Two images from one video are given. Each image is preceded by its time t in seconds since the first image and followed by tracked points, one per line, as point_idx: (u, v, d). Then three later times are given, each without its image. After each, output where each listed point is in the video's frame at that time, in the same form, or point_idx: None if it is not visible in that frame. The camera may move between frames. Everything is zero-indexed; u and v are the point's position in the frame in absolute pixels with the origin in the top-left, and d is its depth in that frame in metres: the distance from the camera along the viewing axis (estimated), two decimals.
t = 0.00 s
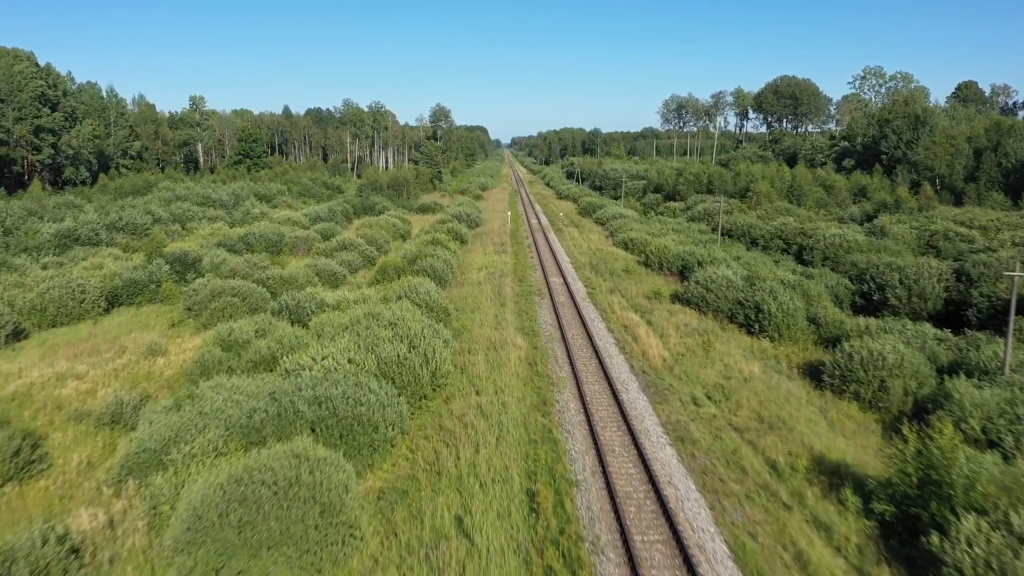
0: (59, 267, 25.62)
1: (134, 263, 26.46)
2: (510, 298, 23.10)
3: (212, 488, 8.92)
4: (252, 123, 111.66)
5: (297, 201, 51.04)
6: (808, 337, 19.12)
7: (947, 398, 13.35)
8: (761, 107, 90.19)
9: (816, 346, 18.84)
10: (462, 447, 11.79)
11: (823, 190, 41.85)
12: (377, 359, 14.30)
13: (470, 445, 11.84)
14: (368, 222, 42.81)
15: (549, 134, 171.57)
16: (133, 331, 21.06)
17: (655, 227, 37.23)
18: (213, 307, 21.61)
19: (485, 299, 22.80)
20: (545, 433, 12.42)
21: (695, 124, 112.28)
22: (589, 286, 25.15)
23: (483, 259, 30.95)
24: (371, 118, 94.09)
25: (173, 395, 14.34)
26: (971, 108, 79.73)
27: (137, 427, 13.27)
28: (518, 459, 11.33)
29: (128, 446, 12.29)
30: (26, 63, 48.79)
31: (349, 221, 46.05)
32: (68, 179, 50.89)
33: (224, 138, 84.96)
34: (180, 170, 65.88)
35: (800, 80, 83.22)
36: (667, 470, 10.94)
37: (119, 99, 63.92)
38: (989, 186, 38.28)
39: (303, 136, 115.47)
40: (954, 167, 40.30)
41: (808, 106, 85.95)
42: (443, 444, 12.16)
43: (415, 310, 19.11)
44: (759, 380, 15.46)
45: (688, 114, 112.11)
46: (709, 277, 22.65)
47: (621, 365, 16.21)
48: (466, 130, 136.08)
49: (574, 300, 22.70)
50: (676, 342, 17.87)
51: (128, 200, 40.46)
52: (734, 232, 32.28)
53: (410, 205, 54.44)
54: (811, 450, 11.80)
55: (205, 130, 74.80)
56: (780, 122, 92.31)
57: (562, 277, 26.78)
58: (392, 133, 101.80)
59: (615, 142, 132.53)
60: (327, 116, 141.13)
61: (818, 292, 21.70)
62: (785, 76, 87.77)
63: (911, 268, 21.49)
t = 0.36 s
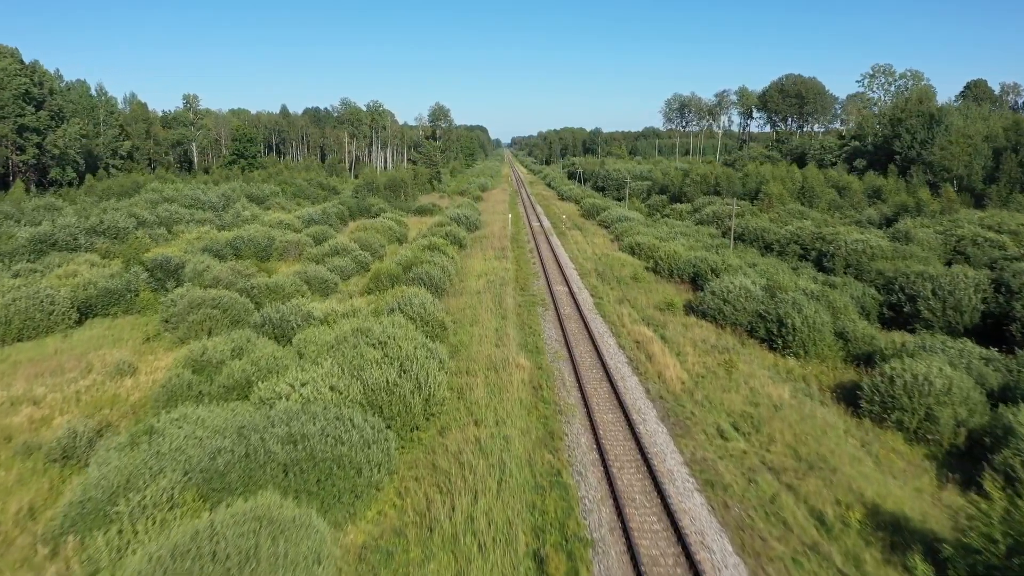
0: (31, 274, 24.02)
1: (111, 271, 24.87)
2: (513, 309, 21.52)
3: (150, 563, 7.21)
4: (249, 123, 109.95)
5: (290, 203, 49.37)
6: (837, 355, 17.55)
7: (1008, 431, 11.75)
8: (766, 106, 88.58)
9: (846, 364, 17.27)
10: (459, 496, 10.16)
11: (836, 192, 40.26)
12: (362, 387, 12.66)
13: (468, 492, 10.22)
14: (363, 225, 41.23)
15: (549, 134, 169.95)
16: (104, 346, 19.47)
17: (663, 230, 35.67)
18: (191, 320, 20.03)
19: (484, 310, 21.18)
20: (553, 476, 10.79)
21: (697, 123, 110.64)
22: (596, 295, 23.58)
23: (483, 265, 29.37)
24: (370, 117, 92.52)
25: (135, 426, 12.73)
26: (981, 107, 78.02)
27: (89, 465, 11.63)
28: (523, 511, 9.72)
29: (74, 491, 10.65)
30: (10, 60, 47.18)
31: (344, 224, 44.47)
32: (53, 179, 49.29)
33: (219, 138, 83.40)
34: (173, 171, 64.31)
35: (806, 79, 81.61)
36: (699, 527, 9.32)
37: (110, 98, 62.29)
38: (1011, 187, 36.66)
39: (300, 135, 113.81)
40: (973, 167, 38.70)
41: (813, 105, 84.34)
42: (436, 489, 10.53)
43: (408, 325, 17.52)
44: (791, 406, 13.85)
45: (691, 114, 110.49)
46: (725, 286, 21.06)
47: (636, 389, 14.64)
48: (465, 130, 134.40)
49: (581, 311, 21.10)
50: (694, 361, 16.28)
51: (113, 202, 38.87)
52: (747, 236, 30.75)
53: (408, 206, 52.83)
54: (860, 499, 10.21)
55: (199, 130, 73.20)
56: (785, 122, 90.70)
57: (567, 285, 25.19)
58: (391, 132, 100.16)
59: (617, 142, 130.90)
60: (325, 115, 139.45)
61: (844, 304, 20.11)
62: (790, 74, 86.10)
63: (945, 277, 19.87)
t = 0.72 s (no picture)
0: None
1: (85, 279, 23.21)
2: (515, 323, 19.91)
3: None
4: (245, 121, 108.18)
5: (283, 204, 47.73)
6: (872, 376, 15.94)
7: None
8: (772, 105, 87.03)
9: (882, 387, 15.67)
10: (454, 563, 8.52)
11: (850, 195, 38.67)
12: (345, 422, 11.03)
13: (464, 557, 8.62)
14: (359, 228, 39.64)
15: (550, 133, 168.41)
16: (69, 363, 17.81)
17: (671, 234, 34.10)
18: (166, 335, 18.40)
19: (483, 324, 19.58)
20: (565, 535, 9.15)
21: (701, 123, 109.10)
22: (604, 306, 21.96)
23: (483, 272, 27.76)
24: (368, 117, 90.98)
25: (83, 468, 11.03)
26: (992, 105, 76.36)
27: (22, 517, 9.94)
28: None
29: None
30: None
31: (339, 226, 42.87)
32: (38, 180, 47.53)
33: (214, 138, 81.74)
34: (164, 171, 62.58)
35: (813, 77, 80.06)
36: None
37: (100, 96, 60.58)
38: None
39: (298, 135, 112.11)
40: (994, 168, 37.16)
41: (820, 104, 82.80)
42: (427, 550, 8.92)
43: (400, 344, 15.91)
44: (830, 440, 12.23)
45: (694, 113, 108.97)
46: (745, 296, 19.50)
47: (653, 418, 13.05)
48: (465, 130, 132.75)
49: (588, 325, 19.48)
50: (716, 384, 14.68)
51: (97, 204, 37.16)
52: (762, 242, 29.23)
53: (405, 208, 51.19)
54: (929, 565, 8.62)
55: (193, 129, 71.47)
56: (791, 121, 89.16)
57: (572, 295, 23.56)
58: (389, 132, 98.49)
59: (618, 141, 129.38)
60: (323, 114, 137.69)
61: (874, 317, 18.52)
62: (796, 72, 84.55)
63: (984, 288, 18.23)
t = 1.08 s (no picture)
0: None
1: (54, 288, 21.57)
2: (518, 339, 18.29)
3: None
4: (241, 121, 106.56)
5: (276, 207, 46.06)
6: (914, 402, 14.30)
7: None
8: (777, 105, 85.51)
9: (927, 416, 14.03)
10: None
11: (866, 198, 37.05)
12: (321, 471, 9.39)
13: None
14: (354, 231, 38.04)
15: (551, 134, 166.81)
16: (26, 384, 16.15)
17: (680, 239, 32.51)
18: (135, 353, 16.77)
19: (482, 340, 17.94)
20: None
21: (704, 122, 107.49)
22: (614, 319, 20.30)
23: (482, 279, 26.09)
24: (366, 117, 89.39)
25: (12, 524, 9.34)
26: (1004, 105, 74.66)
27: None
28: None
29: None
30: None
31: (333, 230, 41.27)
32: (21, 180, 45.96)
33: (208, 137, 80.18)
34: (156, 172, 60.98)
35: (819, 76, 78.56)
36: None
37: (89, 94, 59.00)
38: None
39: (295, 135, 110.52)
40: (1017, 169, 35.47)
41: (826, 103, 81.27)
42: None
43: (390, 368, 14.28)
44: (881, 485, 10.57)
45: (698, 113, 107.43)
46: (768, 309, 17.91)
47: (677, 457, 11.40)
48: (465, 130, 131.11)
49: (597, 341, 17.82)
50: (744, 414, 13.05)
51: (78, 207, 35.55)
52: (778, 248, 27.65)
53: (403, 210, 49.57)
54: None
55: (187, 128, 69.84)
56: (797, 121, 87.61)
57: (578, 305, 21.89)
58: (387, 131, 96.83)
59: (621, 141, 127.80)
60: (321, 113, 136.02)
61: (910, 332, 16.89)
62: (802, 71, 82.96)
63: None
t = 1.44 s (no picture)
0: None
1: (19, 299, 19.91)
2: (520, 358, 16.62)
3: None
4: (238, 120, 104.88)
5: (268, 209, 44.42)
6: (969, 436, 12.66)
7: None
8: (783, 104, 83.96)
9: (984, 451, 12.37)
10: None
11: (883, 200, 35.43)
12: (286, 541, 7.68)
13: None
14: (348, 235, 36.40)
15: (551, 133, 165.14)
16: None
17: (691, 244, 30.85)
18: (96, 375, 15.11)
19: (481, 360, 16.31)
20: None
21: (708, 122, 105.90)
22: (624, 335, 18.66)
23: (482, 288, 24.44)
24: (364, 116, 87.81)
25: None
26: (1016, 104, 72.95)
27: None
28: None
29: None
30: None
31: (327, 234, 39.64)
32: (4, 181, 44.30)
33: (203, 137, 78.53)
34: (147, 173, 59.33)
35: (827, 74, 77.02)
36: None
37: (78, 93, 57.35)
38: None
39: (293, 134, 108.89)
40: None
41: (834, 102, 79.72)
42: None
43: (377, 398, 12.66)
44: (953, 548, 8.93)
45: (701, 112, 105.82)
46: (796, 326, 16.28)
47: (708, 511, 9.76)
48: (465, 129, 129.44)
49: (608, 362, 16.15)
50: (781, 453, 11.40)
51: (59, 210, 33.93)
52: (797, 255, 26.01)
53: (400, 212, 47.91)
54: None
55: (180, 128, 68.23)
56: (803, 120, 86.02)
57: (585, 318, 20.24)
58: (386, 131, 95.15)
59: (623, 141, 126.27)
60: (318, 112, 134.36)
61: (955, 351, 15.25)
62: (808, 69, 81.39)
63: None
